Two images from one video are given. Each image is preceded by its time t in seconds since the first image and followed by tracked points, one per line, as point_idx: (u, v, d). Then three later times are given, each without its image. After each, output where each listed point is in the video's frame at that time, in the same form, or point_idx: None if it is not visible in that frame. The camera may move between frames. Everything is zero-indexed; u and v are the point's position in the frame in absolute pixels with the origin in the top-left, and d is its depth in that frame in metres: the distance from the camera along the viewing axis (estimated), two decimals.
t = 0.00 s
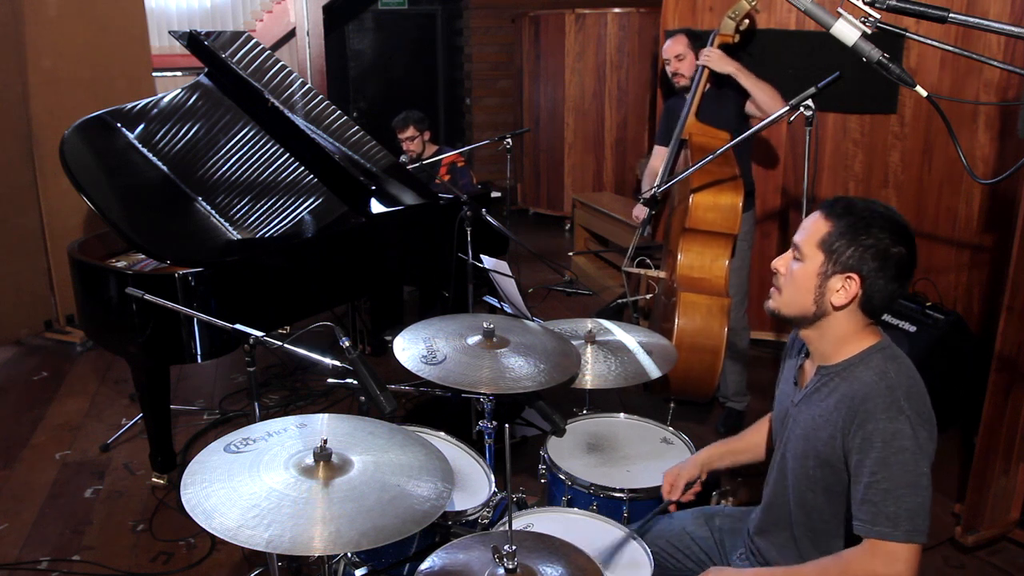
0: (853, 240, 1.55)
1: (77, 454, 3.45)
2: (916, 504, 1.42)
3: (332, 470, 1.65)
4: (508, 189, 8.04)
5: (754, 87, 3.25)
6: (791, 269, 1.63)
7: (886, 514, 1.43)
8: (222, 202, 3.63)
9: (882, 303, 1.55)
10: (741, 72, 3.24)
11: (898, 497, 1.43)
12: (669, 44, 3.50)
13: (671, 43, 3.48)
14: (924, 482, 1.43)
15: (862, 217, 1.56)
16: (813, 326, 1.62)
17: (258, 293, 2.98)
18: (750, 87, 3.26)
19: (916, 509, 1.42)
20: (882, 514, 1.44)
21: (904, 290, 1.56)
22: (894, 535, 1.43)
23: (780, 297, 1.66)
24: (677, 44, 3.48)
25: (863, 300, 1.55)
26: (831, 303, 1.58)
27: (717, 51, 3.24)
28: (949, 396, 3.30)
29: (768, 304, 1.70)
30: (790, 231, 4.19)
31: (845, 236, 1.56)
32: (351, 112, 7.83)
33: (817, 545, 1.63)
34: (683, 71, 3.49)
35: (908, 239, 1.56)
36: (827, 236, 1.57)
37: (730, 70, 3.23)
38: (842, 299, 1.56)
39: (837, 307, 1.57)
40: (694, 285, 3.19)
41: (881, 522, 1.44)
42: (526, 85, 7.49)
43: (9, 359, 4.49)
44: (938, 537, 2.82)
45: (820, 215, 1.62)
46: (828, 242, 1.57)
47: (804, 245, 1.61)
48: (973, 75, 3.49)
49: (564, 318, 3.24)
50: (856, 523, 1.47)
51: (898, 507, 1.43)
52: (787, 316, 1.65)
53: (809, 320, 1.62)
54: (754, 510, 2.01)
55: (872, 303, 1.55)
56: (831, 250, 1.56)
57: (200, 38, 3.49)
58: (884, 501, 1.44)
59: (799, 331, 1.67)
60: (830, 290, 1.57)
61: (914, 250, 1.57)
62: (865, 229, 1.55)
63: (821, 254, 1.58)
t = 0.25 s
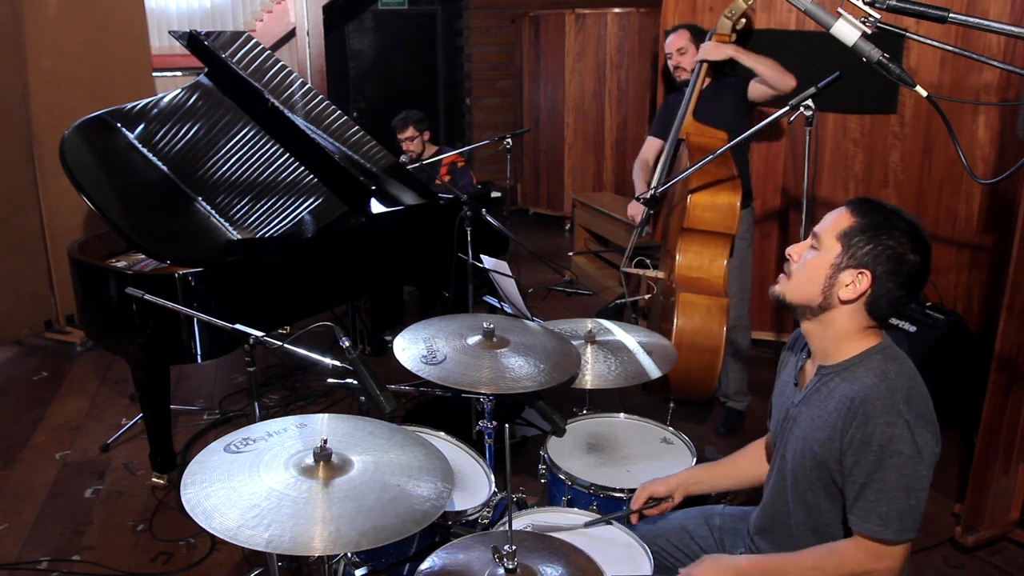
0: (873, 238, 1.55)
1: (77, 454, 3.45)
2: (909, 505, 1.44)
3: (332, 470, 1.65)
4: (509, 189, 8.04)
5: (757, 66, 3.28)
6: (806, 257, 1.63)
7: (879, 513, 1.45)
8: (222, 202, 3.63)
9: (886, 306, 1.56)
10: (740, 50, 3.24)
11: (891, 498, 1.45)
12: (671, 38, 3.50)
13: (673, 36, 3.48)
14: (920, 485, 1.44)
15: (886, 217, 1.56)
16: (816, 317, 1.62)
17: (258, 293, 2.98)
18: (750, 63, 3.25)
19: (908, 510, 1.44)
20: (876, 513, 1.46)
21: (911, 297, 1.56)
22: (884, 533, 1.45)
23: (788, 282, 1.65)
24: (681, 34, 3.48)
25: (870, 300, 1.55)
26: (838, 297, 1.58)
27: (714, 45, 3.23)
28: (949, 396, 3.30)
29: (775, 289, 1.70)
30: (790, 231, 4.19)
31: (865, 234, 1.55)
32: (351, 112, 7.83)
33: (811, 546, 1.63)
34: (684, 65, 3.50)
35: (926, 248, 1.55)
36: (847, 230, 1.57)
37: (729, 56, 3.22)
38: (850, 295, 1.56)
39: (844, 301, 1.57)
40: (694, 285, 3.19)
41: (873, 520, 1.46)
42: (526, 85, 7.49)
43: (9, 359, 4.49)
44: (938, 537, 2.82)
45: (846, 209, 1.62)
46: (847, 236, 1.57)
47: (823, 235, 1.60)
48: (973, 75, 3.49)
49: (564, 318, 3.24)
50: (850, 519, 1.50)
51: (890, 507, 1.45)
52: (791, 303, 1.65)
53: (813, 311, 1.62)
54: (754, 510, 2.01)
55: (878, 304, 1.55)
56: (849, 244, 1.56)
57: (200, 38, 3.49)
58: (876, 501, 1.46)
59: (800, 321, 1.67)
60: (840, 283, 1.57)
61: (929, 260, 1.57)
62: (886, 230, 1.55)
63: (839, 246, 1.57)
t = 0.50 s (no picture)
0: (889, 239, 1.54)
1: (77, 454, 3.45)
2: (913, 505, 1.44)
3: (332, 470, 1.65)
4: (508, 189, 8.04)
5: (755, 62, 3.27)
6: (817, 252, 1.62)
7: (884, 511, 1.45)
8: (222, 202, 3.63)
9: (893, 308, 1.56)
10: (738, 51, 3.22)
11: (897, 496, 1.44)
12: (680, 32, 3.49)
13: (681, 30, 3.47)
14: (925, 483, 1.44)
15: (903, 219, 1.56)
16: (823, 313, 1.61)
17: (259, 293, 2.98)
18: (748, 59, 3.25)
19: (913, 509, 1.44)
20: (881, 511, 1.46)
21: (918, 301, 1.56)
22: (889, 532, 1.45)
23: (797, 276, 1.64)
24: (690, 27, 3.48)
25: (879, 300, 1.55)
26: (848, 294, 1.57)
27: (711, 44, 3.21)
28: (949, 396, 3.30)
29: (781, 280, 1.69)
30: (789, 231, 4.19)
31: (882, 233, 1.55)
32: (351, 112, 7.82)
33: (816, 544, 1.63)
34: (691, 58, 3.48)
35: (938, 254, 1.56)
36: (865, 228, 1.56)
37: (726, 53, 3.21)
38: (861, 293, 1.56)
39: (854, 299, 1.57)
40: (693, 285, 3.19)
41: (879, 519, 1.46)
42: (526, 84, 7.49)
43: (9, 359, 4.49)
44: (938, 537, 2.82)
45: (863, 207, 1.61)
46: (863, 234, 1.56)
47: (838, 231, 1.60)
48: (973, 75, 3.49)
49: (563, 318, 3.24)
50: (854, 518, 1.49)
51: (897, 506, 1.45)
52: (798, 296, 1.63)
53: (820, 307, 1.61)
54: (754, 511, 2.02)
55: (886, 306, 1.56)
56: (864, 242, 1.55)
57: (199, 38, 3.49)
58: (882, 499, 1.46)
59: (804, 315, 1.67)
60: (851, 281, 1.56)
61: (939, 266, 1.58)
62: (903, 231, 1.54)
63: (854, 242, 1.57)
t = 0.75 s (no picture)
0: (894, 240, 1.54)
1: (77, 454, 3.45)
2: (909, 506, 1.44)
3: (332, 470, 1.65)
4: (509, 189, 8.04)
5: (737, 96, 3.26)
6: (823, 250, 1.62)
7: (879, 512, 1.45)
8: (222, 202, 3.63)
9: (897, 309, 1.55)
10: (731, 76, 3.25)
11: (892, 497, 1.44)
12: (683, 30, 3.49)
13: (682, 28, 3.47)
14: (921, 484, 1.44)
15: (910, 221, 1.55)
16: (825, 311, 1.61)
17: (257, 293, 2.98)
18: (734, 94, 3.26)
19: (910, 510, 1.44)
20: (876, 512, 1.45)
21: (922, 303, 1.56)
22: (884, 533, 1.45)
23: (801, 273, 1.64)
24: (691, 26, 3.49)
25: (882, 300, 1.55)
26: (852, 294, 1.57)
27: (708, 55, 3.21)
28: (949, 396, 3.30)
29: (786, 277, 1.69)
30: (789, 231, 4.19)
31: (888, 234, 1.55)
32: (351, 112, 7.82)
33: (812, 543, 1.63)
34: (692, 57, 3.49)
35: (943, 256, 1.55)
36: (871, 228, 1.56)
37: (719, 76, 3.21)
38: (864, 293, 1.56)
39: (857, 298, 1.57)
40: (694, 285, 3.19)
41: (874, 519, 1.46)
42: (526, 84, 7.49)
43: (9, 359, 4.48)
44: (938, 537, 2.82)
45: (870, 207, 1.60)
46: (869, 233, 1.56)
47: (843, 230, 1.59)
48: (973, 75, 3.49)
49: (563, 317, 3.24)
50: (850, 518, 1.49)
51: (892, 506, 1.44)
52: (802, 293, 1.64)
53: (823, 305, 1.61)
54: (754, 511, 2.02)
55: (888, 306, 1.55)
56: (870, 242, 1.55)
57: (200, 38, 3.49)
58: (878, 500, 1.45)
59: (807, 313, 1.67)
60: (855, 280, 1.56)
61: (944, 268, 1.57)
62: (909, 233, 1.54)
63: (859, 242, 1.57)
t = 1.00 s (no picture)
0: (897, 241, 1.54)
1: (77, 454, 3.45)
2: (914, 505, 1.44)
3: (332, 470, 1.65)
4: (508, 189, 8.04)
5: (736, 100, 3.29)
6: (825, 250, 1.62)
7: (884, 512, 1.45)
8: (222, 202, 3.63)
9: (900, 309, 1.55)
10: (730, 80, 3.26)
11: (897, 497, 1.44)
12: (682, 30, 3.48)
13: (682, 29, 3.46)
14: (925, 484, 1.44)
15: (912, 222, 1.55)
16: (828, 312, 1.61)
17: (258, 293, 2.98)
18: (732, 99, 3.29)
19: (913, 510, 1.44)
20: (881, 512, 1.45)
21: (924, 304, 1.56)
22: (889, 533, 1.44)
23: (803, 273, 1.64)
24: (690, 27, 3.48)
25: (884, 301, 1.55)
26: (854, 294, 1.57)
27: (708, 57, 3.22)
28: (949, 396, 3.30)
29: (788, 277, 1.69)
30: (789, 231, 4.19)
31: (891, 235, 1.54)
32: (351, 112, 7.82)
33: (816, 543, 1.63)
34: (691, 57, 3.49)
35: (946, 257, 1.55)
36: (873, 229, 1.56)
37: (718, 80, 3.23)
38: (866, 293, 1.56)
39: (860, 299, 1.57)
40: (694, 285, 3.19)
41: (879, 520, 1.45)
42: (526, 84, 7.49)
43: (9, 359, 4.48)
44: (938, 537, 2.82)
45: (872, 207, 1.60)
46: (872, 234, 1.56)
47: (846, 231, 1.59)
48: (974, 75, 3.49)
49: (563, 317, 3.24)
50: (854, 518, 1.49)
51: (897, 507, 1.44)
52: (804, 294, 1.64)
53: (825, 305, 1.61)
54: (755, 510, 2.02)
55: (890, 307, 1.55)
56: (872, 243, 1.55)
57: (200, 38, 3.49)
58: (883, 500, 1.45)
59: (810, 313, 1.67)
60: (857, 281, 1.56)
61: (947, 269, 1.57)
62: (911, 234, 1.54)
63: (861, 243, 1.56)
